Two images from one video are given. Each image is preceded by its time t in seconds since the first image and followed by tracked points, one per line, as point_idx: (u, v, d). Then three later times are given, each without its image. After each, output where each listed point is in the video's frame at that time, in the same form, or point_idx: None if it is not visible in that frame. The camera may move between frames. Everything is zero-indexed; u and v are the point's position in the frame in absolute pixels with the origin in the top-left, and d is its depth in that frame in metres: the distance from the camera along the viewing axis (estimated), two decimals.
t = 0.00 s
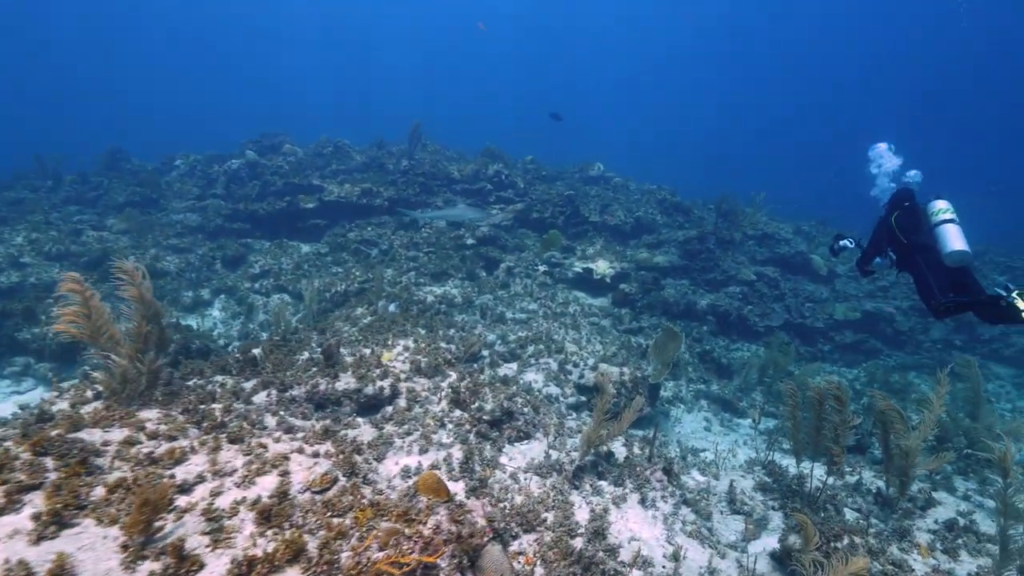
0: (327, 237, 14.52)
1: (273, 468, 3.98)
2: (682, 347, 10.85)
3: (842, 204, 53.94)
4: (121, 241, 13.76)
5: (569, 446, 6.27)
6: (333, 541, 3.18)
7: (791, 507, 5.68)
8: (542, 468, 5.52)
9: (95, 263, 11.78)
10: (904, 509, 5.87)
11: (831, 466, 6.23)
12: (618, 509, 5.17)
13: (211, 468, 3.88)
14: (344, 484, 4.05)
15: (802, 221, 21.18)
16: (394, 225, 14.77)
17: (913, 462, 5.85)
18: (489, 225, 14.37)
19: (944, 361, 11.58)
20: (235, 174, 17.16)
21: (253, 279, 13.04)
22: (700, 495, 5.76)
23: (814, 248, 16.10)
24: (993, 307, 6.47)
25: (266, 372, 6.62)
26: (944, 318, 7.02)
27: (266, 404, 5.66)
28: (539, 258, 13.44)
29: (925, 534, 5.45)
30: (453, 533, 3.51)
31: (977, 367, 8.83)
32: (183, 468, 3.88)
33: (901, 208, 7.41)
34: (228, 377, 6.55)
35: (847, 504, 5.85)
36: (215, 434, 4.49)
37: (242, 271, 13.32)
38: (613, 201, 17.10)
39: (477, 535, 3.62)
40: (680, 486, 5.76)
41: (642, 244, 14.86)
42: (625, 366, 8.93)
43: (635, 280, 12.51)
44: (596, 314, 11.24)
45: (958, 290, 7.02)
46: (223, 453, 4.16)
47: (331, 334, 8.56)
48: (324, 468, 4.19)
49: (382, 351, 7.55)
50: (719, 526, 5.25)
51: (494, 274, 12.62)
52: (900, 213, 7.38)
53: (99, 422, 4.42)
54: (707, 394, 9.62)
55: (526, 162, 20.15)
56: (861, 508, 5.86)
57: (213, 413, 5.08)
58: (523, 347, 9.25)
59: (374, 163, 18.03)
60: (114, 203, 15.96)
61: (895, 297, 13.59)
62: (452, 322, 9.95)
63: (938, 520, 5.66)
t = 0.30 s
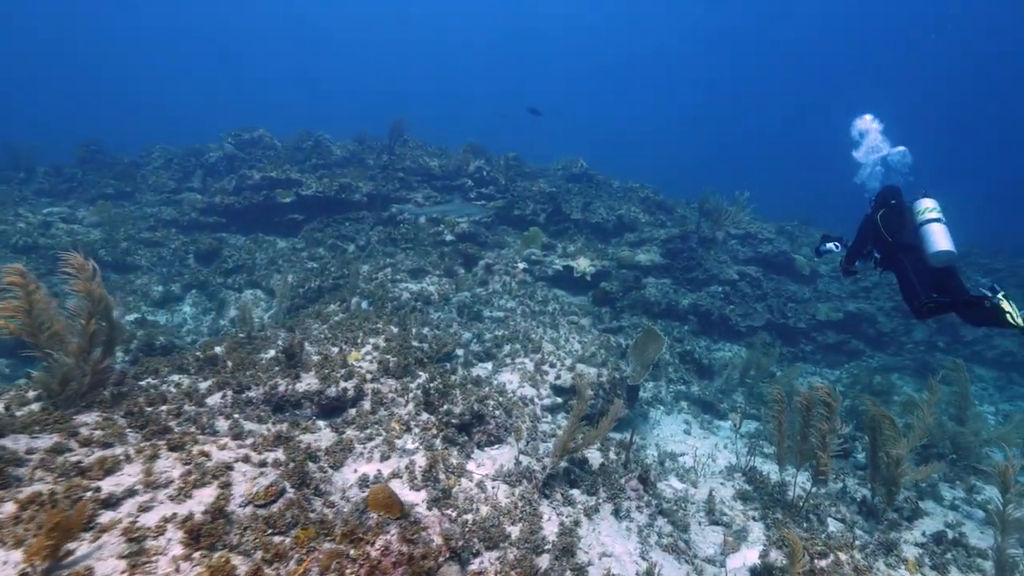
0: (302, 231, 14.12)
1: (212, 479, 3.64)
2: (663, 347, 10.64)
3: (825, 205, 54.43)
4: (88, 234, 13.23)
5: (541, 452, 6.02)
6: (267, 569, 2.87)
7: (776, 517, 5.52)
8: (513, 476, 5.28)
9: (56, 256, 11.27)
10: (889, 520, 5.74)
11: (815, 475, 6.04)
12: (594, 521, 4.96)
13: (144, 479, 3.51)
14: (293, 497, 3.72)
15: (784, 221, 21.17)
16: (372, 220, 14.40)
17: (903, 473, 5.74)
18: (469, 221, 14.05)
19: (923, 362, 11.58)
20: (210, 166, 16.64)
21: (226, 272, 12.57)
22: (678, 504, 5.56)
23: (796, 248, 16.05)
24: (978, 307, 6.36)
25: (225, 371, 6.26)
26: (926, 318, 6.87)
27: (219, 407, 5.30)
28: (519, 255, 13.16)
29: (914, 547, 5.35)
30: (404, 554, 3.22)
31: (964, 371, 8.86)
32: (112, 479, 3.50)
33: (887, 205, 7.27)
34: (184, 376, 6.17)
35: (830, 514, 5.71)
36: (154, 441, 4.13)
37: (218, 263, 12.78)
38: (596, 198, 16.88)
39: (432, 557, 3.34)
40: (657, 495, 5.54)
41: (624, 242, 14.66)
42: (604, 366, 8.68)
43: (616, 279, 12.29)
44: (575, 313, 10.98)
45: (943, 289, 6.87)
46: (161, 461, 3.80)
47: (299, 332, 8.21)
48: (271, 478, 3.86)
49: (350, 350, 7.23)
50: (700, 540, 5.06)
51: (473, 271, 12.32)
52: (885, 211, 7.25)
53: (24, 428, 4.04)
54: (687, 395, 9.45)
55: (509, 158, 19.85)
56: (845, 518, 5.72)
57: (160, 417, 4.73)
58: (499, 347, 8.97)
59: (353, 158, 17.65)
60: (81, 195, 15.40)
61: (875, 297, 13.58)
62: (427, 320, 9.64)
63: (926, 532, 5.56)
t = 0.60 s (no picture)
0: (279, 230, 13.70)
1: (140, 502, 3.25)
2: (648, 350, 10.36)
3: (814, 207, 54.62)
4: (54, 230, 12.73)
5: (516, 464, 5.70)
6: None
7: (762, 534, 5.22)
8: (485, 490, 4.95)
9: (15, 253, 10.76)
10: (879, 535, 5.47)
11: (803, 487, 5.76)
12: (569, 540, 4.66)
13: (60, 504, 3.13)
14: (233, 522, 3.36)
15: (771, 223, 21.03)
16: (353, 218, 14.01)
17: (895, 485, 5.47)
18: (452, 221, 13.70)
19: (908, 367, 11.45)
20: (185, 161, 16.12)
21: (197, 271, 12.14)
22: (658, 519, 5.26)
23: (782, 251, 15.90)
24: (963, 312, 6.15)
25: (180, 376, 5.84)
26: (907, 324, 6.64)
27: (167, 416, 4.89)
28: (503, 255, 12.84)
29: (904, 565, 5.07)
30: None
31: (956, 381, 8.67)
32: (23, 504, 3.12)
33: (875, 207, 7.10)
34: (135, 382, 5.77)
35: (816, 528, 5.44)
36: (81, 458, 3.73)
37: (190, 262, 12.38)
38: (583, 199, 16.59)
39: None
40: (636, 510, 5.24)
41: (610, 243, 14.39)
42: (586, 371, 8.37)
43: (601, 280, 12.00)
44: (559, 315, 10.65)
45: (925, 294, 6.60)
46: (84, 482, 3.40)
47: (267, 335, 7.83)
48: (210, 499, 3.49)
49: (319, 354, 6.85)
50: (679, 558, 4.78)
51: (455, 272, 11.98)
52: (872, 213, 7.08)
53: None
54: (672, 400, 9.18)
55: (495, 156, 19.49)
56: (832, 533, 5.46)
57: (96, 429, 4.35)
58: (478, 351, 8.64)
59: (335, 155, 17.23)
60: (49, 190, 14.85)
61: (862, 301, 13.44)
62: (404, 322, 9.28)
63: (916, 548, 5.29)
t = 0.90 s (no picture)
0: (257, 231, 13.29)
1: (58, 536, 2.91)
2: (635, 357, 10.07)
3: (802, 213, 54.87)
4: (18, 230, 12.21)
5: (494, 481, 5.38)
6: None
7: (752, 556, 4.92)
8: (456, 510, 4.63)
9: None
10: (873, 556, 5.21)
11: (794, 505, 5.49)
12: (545, 565, 4.34)
13: None
14: (164, 558, 3.03)
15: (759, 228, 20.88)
16: (333, 219, 13.64)
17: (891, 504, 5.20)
18: (435, 222, 13.36)
19: (896, 374, 11.30)
20: (161, 160, 15.63)
21: (169, 273, 11.69)
22: (642, 540, 4.96)
23: (769, 256, 15.73)
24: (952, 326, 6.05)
25: (134, 387, 5.47)
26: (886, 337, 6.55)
27: (111, 433, 4.51)
28: (487, 259, 12.53)
29: None
30: None
31: (949, 394, 8.47)
32: None
33: (869, 212, 6.85)
34: (84, 394, 5.36)
35: (808, 548, 5.18)
36: None
37: (161, 264, 11.92)
38: (570, 202, 16.32)
39: None
40: (618, 531, 4.93)
41: (597, 247, 14.13)
42: (571, 379, 8.06)
43: (587, 285, 11.71)
44: (544, 320, 10.33)
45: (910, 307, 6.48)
46: None
47: (235, 341, 7.44)
48: (141, 530, 3.15)
49: (287, 362, 6.48)
50: None
51: (437, 275, 11.64)
52: (865, 218, 6.82)
53: None
54: (658, 409, 8.89)
55: (481, 158, 19.19)
56: (824, 553, 5.20)
57: (26, 448, 3.96)
58: (458, 358, 8.29)
59: (317, 155, 16.83)
60: (17, 189, 14.31)
61: (850, 307, 13.29)
62: (381, 328, 8.91)
63: (912, 571, 5.03)
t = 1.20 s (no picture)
0: (238, 234, 12.96)
1: None
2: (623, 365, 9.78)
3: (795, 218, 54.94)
4: None
5: (469, 500, 5.06)
6: None
7: None
8: (426, 535, 4.32)
9: None
10: None
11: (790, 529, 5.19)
12: None
13: None
14: None
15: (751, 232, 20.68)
16: (317, 223, 13.34)
17: (897, 528, 4.90)
18: (421, 226, 13.07)
19: (890, 382, 11.07)
20: (142, 161, 15.27)
21: (144, 277, 11.32)
22: (625, 567, 4.66)
23: (761, 260, 15.51)
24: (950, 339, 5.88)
25: (86, 400, 5.11)
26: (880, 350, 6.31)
27: (50, 453, 4.14)
28: (473, 263, 12.26)
29: None
30: None
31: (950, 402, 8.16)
32: None
33: (865, 219, 6.60)
34: (31, 407, 5.01)
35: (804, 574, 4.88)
36: None
37: (137, 267, 11.56)
38: (559, 206, 16.07)
39: None
40: (600, 558, 4.63)
41: (585, 252, 13.86)
42: (556, 388, 7.75)
43: (575, 290, 11.42)
44: (529, 326, 10.03)
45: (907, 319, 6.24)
46: None
47: (203, 348, 7.10)
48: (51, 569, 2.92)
49: (253, 372, 6.14)
50: None
51: (421, 280, 11.33)
52: (862, 224, 6.56)
53: None
54: (647, 419, 8.60)
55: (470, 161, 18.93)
56: None
57: None
58: (438, 366, 7.98)
59: (302, 157, 16.52)
60: None
61: (843, 313, 13.07)
62: (360, 334, 8.59)
63: None
